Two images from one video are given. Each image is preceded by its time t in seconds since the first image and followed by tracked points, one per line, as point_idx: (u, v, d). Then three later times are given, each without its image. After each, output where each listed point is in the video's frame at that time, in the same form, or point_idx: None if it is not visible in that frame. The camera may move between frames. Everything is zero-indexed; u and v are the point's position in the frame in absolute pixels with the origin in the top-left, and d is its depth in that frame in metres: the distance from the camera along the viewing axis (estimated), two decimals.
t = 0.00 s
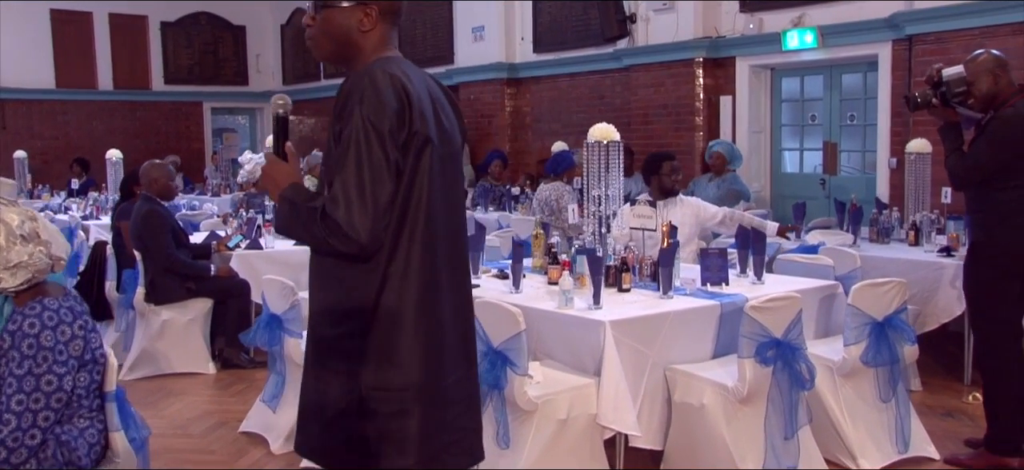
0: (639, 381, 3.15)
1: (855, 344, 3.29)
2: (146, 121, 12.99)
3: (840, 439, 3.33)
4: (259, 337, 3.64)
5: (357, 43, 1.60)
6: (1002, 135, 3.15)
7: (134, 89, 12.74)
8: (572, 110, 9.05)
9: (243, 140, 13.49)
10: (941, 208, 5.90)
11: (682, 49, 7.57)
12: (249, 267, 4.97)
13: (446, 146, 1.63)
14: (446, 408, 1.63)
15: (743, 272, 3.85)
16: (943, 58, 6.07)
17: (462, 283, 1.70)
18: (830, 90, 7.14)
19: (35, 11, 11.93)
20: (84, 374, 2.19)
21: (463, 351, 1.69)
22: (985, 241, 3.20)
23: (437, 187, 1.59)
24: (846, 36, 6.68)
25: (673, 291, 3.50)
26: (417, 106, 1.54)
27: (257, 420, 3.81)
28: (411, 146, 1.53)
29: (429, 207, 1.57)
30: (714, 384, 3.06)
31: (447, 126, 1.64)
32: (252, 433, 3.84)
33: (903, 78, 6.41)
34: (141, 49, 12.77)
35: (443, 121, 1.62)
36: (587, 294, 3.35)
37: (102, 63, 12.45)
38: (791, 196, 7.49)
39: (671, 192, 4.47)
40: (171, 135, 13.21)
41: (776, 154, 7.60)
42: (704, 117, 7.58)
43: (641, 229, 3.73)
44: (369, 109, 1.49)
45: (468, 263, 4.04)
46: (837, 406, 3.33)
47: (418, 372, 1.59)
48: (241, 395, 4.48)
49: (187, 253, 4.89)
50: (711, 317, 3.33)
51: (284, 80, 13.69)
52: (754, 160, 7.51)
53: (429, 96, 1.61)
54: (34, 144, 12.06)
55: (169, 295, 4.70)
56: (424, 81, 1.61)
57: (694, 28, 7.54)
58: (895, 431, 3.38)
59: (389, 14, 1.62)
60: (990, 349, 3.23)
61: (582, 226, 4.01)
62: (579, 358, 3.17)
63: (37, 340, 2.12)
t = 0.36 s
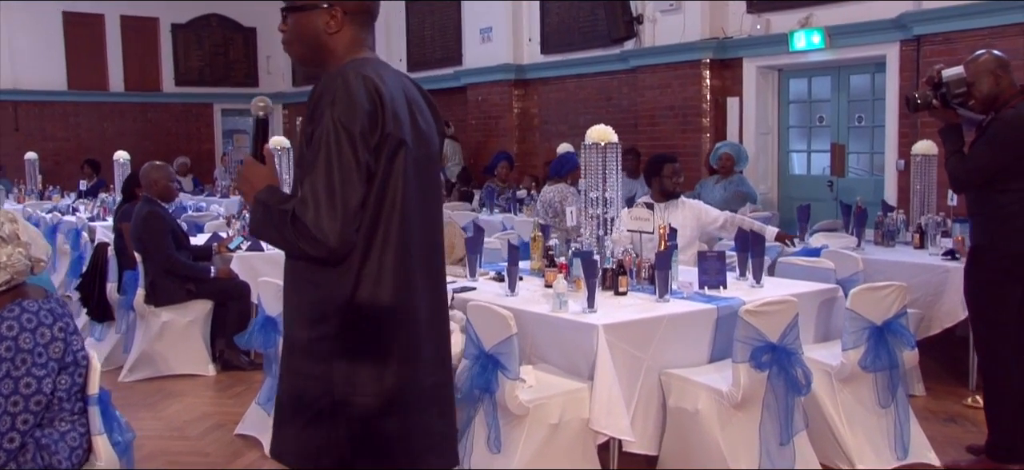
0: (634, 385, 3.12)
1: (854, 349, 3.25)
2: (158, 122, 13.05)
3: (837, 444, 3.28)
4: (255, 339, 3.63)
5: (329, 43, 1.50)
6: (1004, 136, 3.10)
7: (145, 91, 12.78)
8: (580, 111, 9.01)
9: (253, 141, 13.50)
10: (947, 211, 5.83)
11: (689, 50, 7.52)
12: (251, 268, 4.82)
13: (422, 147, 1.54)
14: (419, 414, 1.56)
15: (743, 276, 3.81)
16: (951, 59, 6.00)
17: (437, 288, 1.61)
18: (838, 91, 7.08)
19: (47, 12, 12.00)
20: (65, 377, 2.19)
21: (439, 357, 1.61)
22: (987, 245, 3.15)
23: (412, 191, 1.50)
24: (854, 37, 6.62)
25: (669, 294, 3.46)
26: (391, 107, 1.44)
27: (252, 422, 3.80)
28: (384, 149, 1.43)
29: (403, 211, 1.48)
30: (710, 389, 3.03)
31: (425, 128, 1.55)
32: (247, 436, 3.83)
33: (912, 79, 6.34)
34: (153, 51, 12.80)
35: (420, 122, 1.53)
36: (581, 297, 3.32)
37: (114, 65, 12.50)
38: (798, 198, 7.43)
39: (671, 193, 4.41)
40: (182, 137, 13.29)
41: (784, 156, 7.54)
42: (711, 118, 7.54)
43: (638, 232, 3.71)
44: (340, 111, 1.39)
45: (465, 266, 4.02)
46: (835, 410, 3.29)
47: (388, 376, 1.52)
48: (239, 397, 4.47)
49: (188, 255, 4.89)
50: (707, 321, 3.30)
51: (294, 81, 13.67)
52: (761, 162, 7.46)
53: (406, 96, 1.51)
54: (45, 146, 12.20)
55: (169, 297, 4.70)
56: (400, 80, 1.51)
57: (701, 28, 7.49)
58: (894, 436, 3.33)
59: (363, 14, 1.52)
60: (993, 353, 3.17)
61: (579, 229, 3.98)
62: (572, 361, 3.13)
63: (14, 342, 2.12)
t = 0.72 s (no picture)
0: (637, 389, 3.08)
1: (862, 355, 3.20)
2: (179, 123, 13.09)
3: (846, 451, 3.23)
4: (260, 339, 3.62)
5: (304, 46, 1.48)
6: (1016, 137, 3.03)
7: (166, 91, 12.83)
8: (597, 112, 8.96)
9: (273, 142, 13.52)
10: (965, 213, 5.74)
11: (705, 50, 7.46)
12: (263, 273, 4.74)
13: (401, 151, 1.49)
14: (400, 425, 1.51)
15: (752, 279, 3.75)
16: (971, 58, 5.90)
17: (423, 296, 1.55)
18: (857, 91, 6.99)
19: (70, 13, 12.08)
20: (56, 378, 2.19)
21: (423, 367, 1.55)
22: (1000, 248, 3.08)
23: (390, 193, 1.46)
24: (872, 36, 6.54)
25: (675, 297, 3.42)
26: (363, 108, 1.41)
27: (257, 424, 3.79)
28: (354, 151, 1.40)
29: (380, 213, 1.43)
30: (713, 394, 2.98)
31: (405, 129, 1.51)
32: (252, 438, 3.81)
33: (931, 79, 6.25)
34: (175, 53, 12.87)
35: (398, 123, 1.49)
36: (585, 300, 3.29)
37: (136, 67, 12.57)
38: (817, 200, 7.34)
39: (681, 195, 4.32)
40: (202, 139, 13.24)
41: (802, 157, 7.46)
42: (728, 119, 7.49)
43: (645, 234, 3.68)
44: (307, 110, 1.37)
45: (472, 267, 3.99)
46: (844, 417, 3.24)
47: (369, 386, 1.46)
48: (248, 399, 4.47)
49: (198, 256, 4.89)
50: (713, 325, 3.25)
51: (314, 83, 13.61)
52: (778, 163, 7.38)
53: (383, 98, 1.47)
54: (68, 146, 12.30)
55: (178, 298, 4.72)
56: (377, 81, 1.48)
57: (717, 28, 7.42)
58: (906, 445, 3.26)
59: (336, 15, 1.50)
60: (1006, 359, 3.10)
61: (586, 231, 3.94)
62: (575, 365, 3.09)
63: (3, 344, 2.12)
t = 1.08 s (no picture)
0: (643, 393, 3.03)
1: (874, 359, 3.14)
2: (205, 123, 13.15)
3: (857, 457, 3.17)
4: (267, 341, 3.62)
5: (280, 47, 1.48)
6: None
7: (191, 91, 12.89)
8: (618, 112, 8.90)
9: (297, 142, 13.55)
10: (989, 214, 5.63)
11: (726, 50, 7.39)
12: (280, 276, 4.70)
13: (374, 152, 1.46)
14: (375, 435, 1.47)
15: (764, 281, 3.70)
16: (995, 57, 5.79)
17: (402, 300, 1.52)
18: (880, 90, 6.88)
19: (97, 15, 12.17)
20: (50, 380, 2.19)
21: (400, 374, 1.51)
22: (1015, 251, 3.01)
23: (363, 194, 1.43)
24: (895, 34, 6.44)
25: (684, 300, 3.37)
26: (330, 108, 1.39)
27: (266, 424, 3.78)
28: (321, 151, 1.38)
29: (351, 214, 1.41)
30: (719, 398, 2.93)
31: (379, 131, 1.49)
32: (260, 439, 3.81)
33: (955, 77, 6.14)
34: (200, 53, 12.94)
35: (370, 124, 1.47)
36: (591, 302, 3.25)
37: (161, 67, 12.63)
38: (839, 201, 7.25)
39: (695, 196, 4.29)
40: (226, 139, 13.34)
41: (824, 157, 7.36)
42: (749, 119, 7.41)
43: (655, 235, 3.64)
44: (273, 110, 1.35)
45: (482, 268, 3.97)
46: (855, 422, 3.18)
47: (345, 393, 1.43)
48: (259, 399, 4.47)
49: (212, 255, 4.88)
50: (722, 329, 3.19)
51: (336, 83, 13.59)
52: (800, 163, 7.29)
53: (355, 97, 1.46)
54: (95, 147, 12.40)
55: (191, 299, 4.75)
56: (348, 81, 1.46)
57: (738, 27, 7.35)
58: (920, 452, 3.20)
59: (311, 14, 1.49)
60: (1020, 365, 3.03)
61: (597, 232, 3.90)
62: (580, 367, 3.05)
63: None
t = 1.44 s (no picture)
0: (671, 398, 2.98)
1: (913, 365, 3.03)
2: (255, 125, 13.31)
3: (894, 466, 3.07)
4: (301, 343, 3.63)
5: (277, 45, 1.49)
6: None
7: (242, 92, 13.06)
8: (663, 112, 8.81)
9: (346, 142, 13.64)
10: None
11: (773, 48, 7.26)
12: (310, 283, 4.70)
13: (367, 154, 1.46)
14: (370, 440, 1.48)
15: (801, 284, 3.62)
16: None
17: (399, 303, 1.52)
18: (932, 88, 6.70)
19: (152, 20, 12.39)
20: (73, 379, 2.21)
21: (395, 378, 1.52)
22: None
23: (356, 197, 1.43)
24: (948, 31, 6.27)
25: (717, 303, 3.31)
26: (321, 110, 1.39)
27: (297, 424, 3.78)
28: (311, 154, 1.37)
29: (343, 218, 1.40)
30: (749, 404, 2.86)
31: (376, 133, 1.48)
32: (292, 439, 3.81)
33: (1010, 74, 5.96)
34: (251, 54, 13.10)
35: (366, 125, 1.46)
36: (621, 305, 3.20)
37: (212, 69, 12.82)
38: (889, 202, 7.08)
39: (733, 197, 4.18)
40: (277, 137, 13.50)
41: (873, 157, 7.19)
42: (796, 118, 7.27)
43: (689, 237, 3.57)
44: (262, 111, 1.35)
45: (514, 270, 3.93)
46: (892, 431, 3.09)
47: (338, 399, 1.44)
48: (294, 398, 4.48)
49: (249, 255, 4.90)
50: (755, 333, 3.13)
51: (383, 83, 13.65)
52: (848, 163, 7.14)
53: (350, 98, 1.45)
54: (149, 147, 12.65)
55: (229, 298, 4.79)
56: (343, 81, 1.46)
57: (785, 26, 7.22)
58: (960, 462, 3.09)
59: (305, 12, 1.49)
60: None
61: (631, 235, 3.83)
62: (608, 371, 3.01)
63: (19, 343, 2.10)
